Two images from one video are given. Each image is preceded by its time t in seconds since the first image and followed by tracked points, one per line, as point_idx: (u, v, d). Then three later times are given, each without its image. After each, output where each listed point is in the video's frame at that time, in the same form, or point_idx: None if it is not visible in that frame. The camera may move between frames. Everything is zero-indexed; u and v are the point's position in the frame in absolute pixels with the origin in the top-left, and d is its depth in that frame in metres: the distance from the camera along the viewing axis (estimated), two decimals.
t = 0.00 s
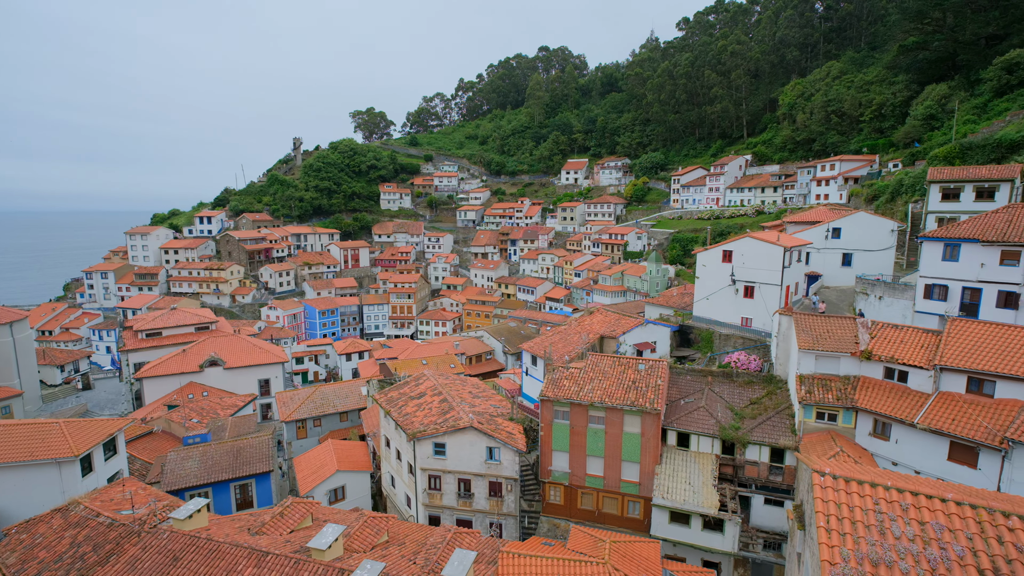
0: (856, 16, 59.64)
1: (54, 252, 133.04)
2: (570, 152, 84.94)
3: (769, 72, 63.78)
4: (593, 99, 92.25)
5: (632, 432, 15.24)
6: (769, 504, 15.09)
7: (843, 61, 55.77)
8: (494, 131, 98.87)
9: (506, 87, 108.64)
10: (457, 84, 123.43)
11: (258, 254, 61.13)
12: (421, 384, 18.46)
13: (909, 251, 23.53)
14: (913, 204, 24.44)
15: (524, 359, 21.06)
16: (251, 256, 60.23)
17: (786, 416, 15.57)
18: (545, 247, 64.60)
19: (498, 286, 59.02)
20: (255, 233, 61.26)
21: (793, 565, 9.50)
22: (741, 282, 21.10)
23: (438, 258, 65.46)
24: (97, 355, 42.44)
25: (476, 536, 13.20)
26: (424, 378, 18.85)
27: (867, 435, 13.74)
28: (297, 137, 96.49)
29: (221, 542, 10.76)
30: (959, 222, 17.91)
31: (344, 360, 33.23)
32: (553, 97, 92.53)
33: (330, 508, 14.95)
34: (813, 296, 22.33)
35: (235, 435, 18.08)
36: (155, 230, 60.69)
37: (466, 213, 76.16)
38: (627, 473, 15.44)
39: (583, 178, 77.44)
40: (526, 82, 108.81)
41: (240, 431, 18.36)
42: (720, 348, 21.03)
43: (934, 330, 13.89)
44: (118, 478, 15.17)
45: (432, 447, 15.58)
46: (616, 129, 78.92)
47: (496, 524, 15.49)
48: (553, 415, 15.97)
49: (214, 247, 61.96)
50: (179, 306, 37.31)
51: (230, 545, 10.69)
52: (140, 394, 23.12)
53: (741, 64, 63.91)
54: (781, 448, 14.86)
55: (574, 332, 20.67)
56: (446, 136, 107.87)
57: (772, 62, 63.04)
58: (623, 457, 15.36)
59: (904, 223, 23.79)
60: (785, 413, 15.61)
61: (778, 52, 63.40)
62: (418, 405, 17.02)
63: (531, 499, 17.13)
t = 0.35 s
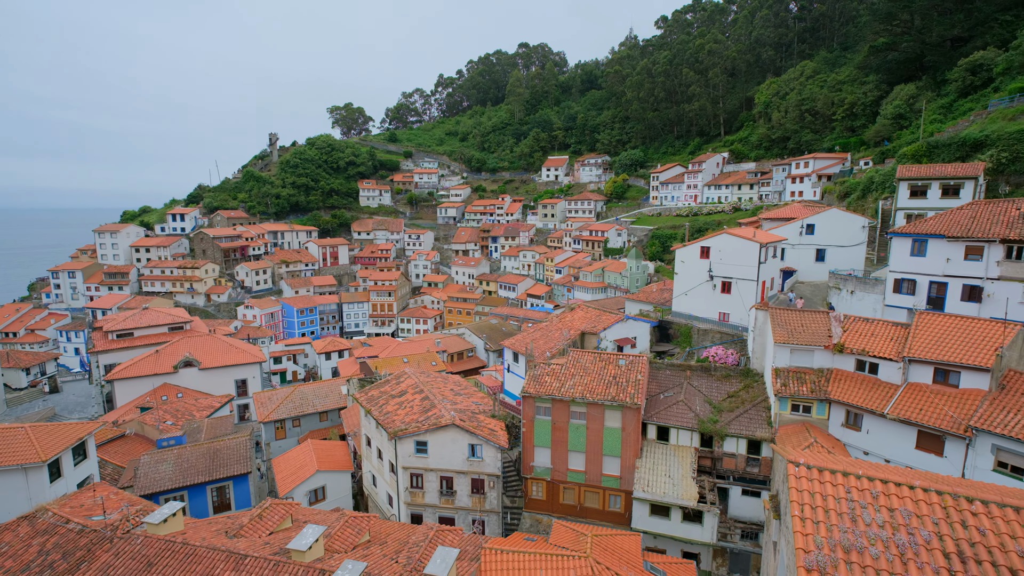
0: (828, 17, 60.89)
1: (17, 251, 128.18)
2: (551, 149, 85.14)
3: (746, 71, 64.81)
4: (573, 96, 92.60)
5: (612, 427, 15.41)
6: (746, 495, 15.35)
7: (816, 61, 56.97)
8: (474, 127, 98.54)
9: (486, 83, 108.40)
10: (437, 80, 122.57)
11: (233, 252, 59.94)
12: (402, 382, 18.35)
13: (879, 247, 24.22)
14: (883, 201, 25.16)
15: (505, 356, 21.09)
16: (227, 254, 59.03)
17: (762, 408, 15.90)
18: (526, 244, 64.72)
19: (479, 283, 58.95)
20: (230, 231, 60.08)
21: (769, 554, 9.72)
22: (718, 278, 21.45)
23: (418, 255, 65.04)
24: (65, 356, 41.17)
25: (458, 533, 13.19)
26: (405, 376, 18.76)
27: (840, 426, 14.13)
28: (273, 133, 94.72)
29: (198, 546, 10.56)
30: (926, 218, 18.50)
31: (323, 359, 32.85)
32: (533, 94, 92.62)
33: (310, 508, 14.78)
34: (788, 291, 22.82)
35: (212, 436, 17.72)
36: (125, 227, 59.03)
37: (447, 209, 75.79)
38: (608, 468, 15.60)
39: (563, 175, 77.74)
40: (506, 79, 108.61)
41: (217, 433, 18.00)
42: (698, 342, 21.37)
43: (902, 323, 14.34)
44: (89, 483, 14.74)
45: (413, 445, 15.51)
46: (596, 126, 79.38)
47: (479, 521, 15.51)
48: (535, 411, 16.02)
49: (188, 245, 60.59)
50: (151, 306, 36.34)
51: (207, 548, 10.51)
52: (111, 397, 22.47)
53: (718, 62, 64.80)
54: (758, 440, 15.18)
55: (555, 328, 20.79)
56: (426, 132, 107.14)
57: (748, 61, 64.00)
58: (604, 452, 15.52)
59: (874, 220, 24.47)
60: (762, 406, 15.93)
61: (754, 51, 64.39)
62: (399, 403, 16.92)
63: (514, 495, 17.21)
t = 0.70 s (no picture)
0: (802, 15, 61.98)
1: None
2: (531, 144, 85.07)
3: (722, 67, 65.62)
4: (552, 91, 92.60)
5: (593, 420, 15.57)
6: (724, 484, 15.73)
7: (790, 58, 57.99)
8: (454, 121, 97.83)
9: (465, 76, 107.66)
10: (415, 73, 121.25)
11: (207, 248, 58.54)
12: (382, 379, 18.24)
13: (850, 241, 24.89)
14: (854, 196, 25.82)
15: (486, 351, 21.09)
16: (200, 251, 57.63)
17: (739, 399, 16.24)
18: (507, 239, 64.68)
19: (460, 279, 58.74)
20: (203, 227, 58.67)
21: (745, 541, 9.96)
22: (696, 272, 21.77)
23: (398, 251, 64.46)
24: (30, 357, 39.71)
25: (440, 529, 13.17)
26: (386, 373, 18.64)
27: (813, 415, 14.52)
28: (246, 126, 92.58)
29: (174, 548, 10.36)
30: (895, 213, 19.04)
31: (301, 357, 32.45)
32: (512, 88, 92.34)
33: (289, 507, 14.60)
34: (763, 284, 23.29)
35: (187, 437, 17.34)
36: (92, 223, 57.10)
37: (427, 205, 75.25)
38: (589, 460, 15.77)
39: (543, 170, 77.79)
40: (485, 73, 108.01)
41: (192, 434, 17.62)
42: (677, 335, 21.69)
43: (872, 315, 14.79)
44: (57, 487, 14.29)
45: (394, 442, 15.42)
46: (575, 121, 79.58)
47: (461, 516, 15.55)
48: (516, 405, 16.06)
49: (159, 241, 58.97)
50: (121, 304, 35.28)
51: (183, 551, 10.32)
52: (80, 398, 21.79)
53: (695, 58, 65.47)
54: (735, 430, 15.51)
55: (536, 323, 20.87)
56: (404, 126, 105.95)
57: (725, 57, 64.77)
58: (585, 444, 15.68)
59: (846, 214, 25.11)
60: (738, 396, 16.26)
61: (730, 47, 65.14)
62: (380, 400, 16.81)
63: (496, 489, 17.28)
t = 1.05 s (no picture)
0: (778, 11, 62.81)
1: None
2: (512, 138, 84.82)
3: (701, 62, 66.20)
4: (533, 84, 92.36)
5: (576, 412, 15.71)
6: (703, 473, 15.98)
7: (767, 54, 58.77)
8: (434, 114, 96.95)
9: (445, 69, 106.71)
10: (394, 65, 119.68)
11: (181, 243, 57.17)
12: (364, 374, 18.11)
13: (825, 233, 25.45)
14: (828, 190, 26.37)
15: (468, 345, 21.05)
16: (173, 246, 56.23)
17: (717, 390, 16.53)
18: (488, 233, 64.55)
19: (442, 273, 58.49)
20: (177, 221, 57.24)
21: (722, 528, 10.19)
22: (676, 265, 22.05)
23: (379, 245, 63.85)
24: None
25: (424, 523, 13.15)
26: (367, 368, 18.51)
27: (789, 404, 14.88)
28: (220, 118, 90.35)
29: (151, 549, 10.17)
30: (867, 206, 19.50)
31: (281, 353, 32.00)
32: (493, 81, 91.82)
33: (270, 505, 14.44)
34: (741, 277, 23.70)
35: (163, 436, 16.99)
36: (60, 218, 55.24)
37: (407, 198, 74.58)
38: (572, 452, 15.93)
39: (524, 163, 77.68)
40: (465, 65, 107.20)
41: (168, 433, 17.27)
42: (657, 328, 21.97)
43: (845, 306, 15.18)
44: (27, 489, 13.89)
45: (377, 437, 15.34)
46: (556, 114, 79.58)
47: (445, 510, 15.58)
48: (499, 399, 16.10)
49: (131, 236, 57.42)
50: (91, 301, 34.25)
51: (161, 551, 10.14)
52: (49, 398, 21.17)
53: (674, 53, 65.92)
54: (713, 420, 15.81)
55: (518, 317, 20.91)
56: (383, 119, 104.61)
57: (703, 52, 65.32)
58: (567, 437, 15.82)
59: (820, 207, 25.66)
60: (716, 387, 16.55)
61: (709, 42, 65.67)
62: (361, 396, 16.68)
63: (479, 482, 17.35)
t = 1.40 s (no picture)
0: (758, 5, 63.37)
1: None
2: (495, 130, 84.40)
3: (683, 55, 66.53)
4: (516, 76, 91.89)
5: (560, 404, 15.83)
6: (684, 462, 16.27)
7: (747, 48, 59.29)
8: (416, 106, 95.91)
9: (428, 59, 105.49)
10: (375, 55, 117.96)
11: (157, 236, 55.86)
12: (347, 368, 17.98)
13: (803, 226, 25.92)
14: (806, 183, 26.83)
15: (452, 338, 21.03)
16: (149, 239, 54.90)
17: (698, 380, 16.81)
18: (472, 226, 64.35)
19: (425, 266, 58.20)
20: (152, 214, 55.85)
21: (703, 516, 10.38)
22: (658, 258, 22.27)
23: (361, 238, 63.22)
24: None
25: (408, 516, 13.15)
26: (350, 362, 18.38)
27: (767, 393, 15.20)
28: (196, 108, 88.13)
29: (130, 547, 10.02)
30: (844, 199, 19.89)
31: (262, 348, 31.58)
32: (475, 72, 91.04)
33: (252, 501, 14.31)
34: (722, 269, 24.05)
35: (140, 433, 16.68)
36: (28, 210, 53.49)
37: (390, 191, 73.84)
38: (555, 443, 16.08)
39: (508, 156, 77.40)
40: (448, 56, 106.14)
41: (146, 429, 16.96)
42: (639, 320, 22.19)
43: (821, 297, 15.52)
44: None
45: (360, 432, 15.26)
46: (539, 107, 79.35)
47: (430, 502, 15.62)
48: (483, 392, 16.16)
49: (104, 230, 55.97)
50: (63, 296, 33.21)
51: (140, 550, 10.00)
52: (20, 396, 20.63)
53: (657, 46, 66.15)
54: (694, 410, 16.08)
55: (502, 310, 20.93)
56: (365, 110, 103.17)
57: (685, 46, 65.63)
58: (552, 428, 15.96)
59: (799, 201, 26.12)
60: (697, 378, 16.81)
61: (691, 35, 65.98)
62: (344, 390, 16.57)
63: (463, 474, 17.43)
